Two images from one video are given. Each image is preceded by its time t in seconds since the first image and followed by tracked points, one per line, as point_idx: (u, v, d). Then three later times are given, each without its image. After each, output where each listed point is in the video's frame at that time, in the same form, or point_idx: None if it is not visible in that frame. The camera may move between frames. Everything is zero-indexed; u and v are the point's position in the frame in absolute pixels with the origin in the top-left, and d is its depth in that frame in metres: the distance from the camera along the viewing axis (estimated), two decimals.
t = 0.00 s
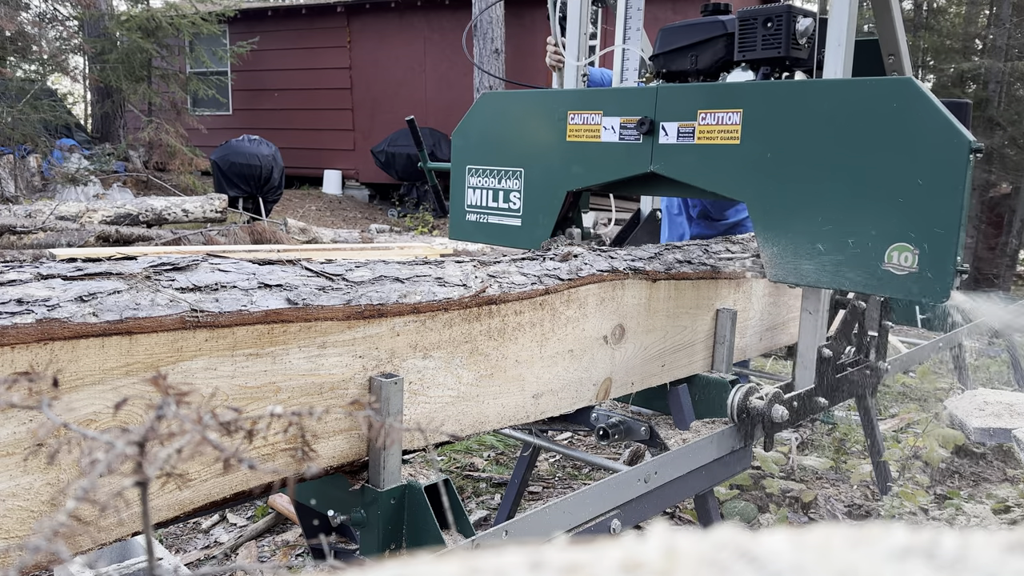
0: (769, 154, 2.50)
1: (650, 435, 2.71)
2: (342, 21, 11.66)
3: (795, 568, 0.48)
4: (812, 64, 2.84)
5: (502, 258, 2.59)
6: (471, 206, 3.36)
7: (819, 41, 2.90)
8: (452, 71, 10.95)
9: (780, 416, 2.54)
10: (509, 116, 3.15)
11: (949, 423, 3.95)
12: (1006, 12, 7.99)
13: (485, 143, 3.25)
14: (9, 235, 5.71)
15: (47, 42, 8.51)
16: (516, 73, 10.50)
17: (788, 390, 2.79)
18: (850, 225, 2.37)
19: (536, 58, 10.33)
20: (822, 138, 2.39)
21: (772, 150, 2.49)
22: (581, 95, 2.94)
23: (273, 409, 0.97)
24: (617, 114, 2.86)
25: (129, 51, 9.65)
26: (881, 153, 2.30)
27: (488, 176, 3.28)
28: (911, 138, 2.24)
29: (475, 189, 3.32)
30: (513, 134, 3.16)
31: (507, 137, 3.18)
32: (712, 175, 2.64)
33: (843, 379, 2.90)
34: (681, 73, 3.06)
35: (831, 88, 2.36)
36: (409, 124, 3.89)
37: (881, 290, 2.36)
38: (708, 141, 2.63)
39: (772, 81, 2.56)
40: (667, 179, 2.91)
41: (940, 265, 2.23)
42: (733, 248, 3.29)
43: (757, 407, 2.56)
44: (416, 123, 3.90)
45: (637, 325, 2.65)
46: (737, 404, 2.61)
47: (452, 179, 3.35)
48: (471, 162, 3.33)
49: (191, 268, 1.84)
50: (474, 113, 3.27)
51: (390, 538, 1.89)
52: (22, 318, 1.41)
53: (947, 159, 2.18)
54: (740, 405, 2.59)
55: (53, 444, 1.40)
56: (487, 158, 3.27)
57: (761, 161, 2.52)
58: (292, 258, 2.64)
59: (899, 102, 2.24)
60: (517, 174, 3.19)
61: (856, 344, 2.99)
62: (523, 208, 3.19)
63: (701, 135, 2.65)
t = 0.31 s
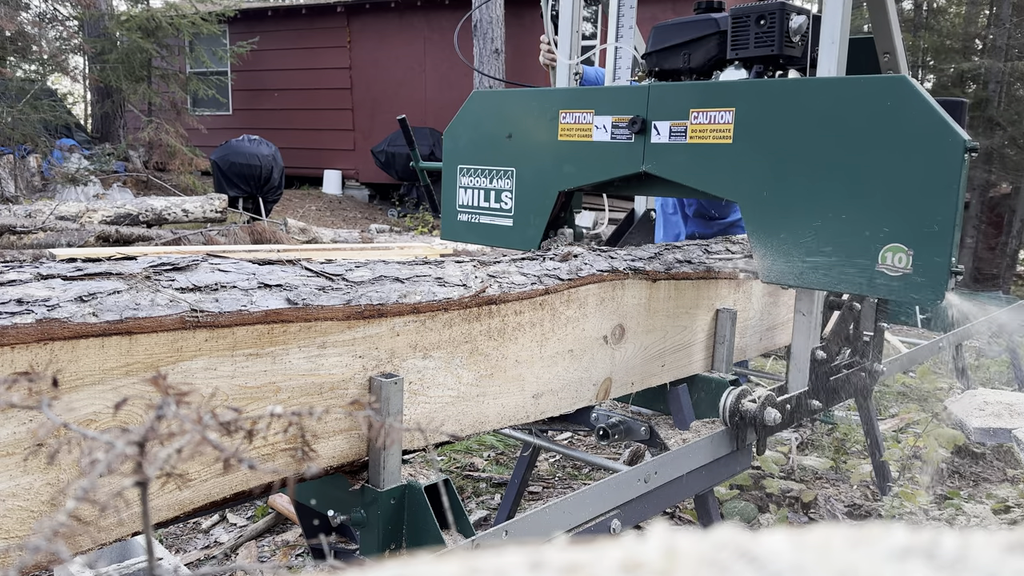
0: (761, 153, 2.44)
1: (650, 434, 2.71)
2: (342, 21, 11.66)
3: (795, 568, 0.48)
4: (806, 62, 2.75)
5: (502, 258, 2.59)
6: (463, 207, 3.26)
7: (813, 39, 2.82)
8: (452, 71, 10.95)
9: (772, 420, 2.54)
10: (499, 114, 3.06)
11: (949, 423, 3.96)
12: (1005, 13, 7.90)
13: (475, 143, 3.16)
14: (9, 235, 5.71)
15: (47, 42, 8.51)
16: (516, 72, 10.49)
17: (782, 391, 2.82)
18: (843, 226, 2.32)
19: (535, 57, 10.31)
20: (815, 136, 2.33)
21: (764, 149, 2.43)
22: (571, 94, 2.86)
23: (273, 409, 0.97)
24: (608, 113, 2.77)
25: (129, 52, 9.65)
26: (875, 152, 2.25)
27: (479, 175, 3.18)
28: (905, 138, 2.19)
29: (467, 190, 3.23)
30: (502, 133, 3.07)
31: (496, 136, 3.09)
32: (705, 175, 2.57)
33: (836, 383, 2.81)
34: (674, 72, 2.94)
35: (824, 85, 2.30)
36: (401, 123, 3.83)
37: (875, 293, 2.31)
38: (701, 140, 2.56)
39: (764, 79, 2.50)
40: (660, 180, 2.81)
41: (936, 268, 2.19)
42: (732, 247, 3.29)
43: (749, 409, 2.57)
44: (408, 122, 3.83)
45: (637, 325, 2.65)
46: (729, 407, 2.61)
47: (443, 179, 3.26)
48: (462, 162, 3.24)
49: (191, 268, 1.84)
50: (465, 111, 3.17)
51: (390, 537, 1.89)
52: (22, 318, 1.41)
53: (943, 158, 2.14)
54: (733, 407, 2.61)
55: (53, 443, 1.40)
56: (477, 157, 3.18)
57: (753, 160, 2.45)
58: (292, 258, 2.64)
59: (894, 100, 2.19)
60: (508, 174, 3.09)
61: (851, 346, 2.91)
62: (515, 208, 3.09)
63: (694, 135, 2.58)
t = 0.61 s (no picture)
0: (752, 153, 2.38)
1: (650, 434, 2.71)
2: (342, 21, 11.66)
3: (795, 568, 0.48)
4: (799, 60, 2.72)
5: (502, 258, 2.59)
6: (453, 207, 3.17)
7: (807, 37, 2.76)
8: (452, 70, 10.94)
9: (766, 423, 2.48)
10: (489, 113, 2.99)
11: (950, 422, 3.96)
12: (1005, 12, 7.85)
13: (465, 142, 3.08)
14: (9, 234, 5.71)
15: (47, 42, 8.51)
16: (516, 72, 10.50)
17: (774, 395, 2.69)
18: (837, 227, 2.26)
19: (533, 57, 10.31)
20: (808, 135, 2.27)
21: (756, 149, 2.37)
22: (562, 92, 2.79)
23: (273, 410, 0.97)
24: (600, 112, 2.70)
25: (129, 52, 9.65)
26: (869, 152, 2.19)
27: (470, 175, 3.09)
28: (898, 137, 2.13)
29: (457, 190, 3.14)
30: (492, 131, 2.99)
31: (486, 135, 3.01)
32: (696, 175, 2.51)
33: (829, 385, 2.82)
34: (667, 71, 2.91)
35: (816, 83, 2.24)
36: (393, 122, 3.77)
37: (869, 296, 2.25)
38: (694, 140, 2.50)
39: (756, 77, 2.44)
40: (653, 179, 2.73)
41: (931, 270, 2.13)
42: (732, 247, 3.30)
43: (741, 412, 2.51)
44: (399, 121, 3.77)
45: (637, 325, 2.65)
46: (721, 410, 2.55)
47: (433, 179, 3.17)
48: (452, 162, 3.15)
49: (191, 268, 1.84)
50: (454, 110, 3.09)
51: (390, 538, 1.88)
52: (22, 318, 1.41)
53: (938, 158, 2.08)
54: (725, 411, 2.54)
55: (53, 444, 1.40)
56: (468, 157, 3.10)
57: (744, 160, 2.39)
58: (292, 257, 2.64)
59: (887, 99, 2.13)
60: (499, 173, 3.01)
61: (846, 348, 2.94)
62: (506, 208, 3.00)
63: (686, 134, 2.52)
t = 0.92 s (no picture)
0: (744, 152, 2.34)
1: (650, 435, 2.69)
2: (342, 21, 11.66)
3: (795, 568, 0.48)
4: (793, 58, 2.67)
5: (502, 258, 2.59)
6: (445, 206, 3.17)
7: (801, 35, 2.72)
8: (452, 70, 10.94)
9: (757, 427, 2.41)
10: (480, 112, 2.97)
11: (949, 423, 3.96)
12: (1006, 12, 7.88)
13: (457, 141, 3.08)
14: (9, 235, 5.71)
15: (47, 42, 8.51)
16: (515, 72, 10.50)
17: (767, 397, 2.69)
18: (829, 227, 2.22)
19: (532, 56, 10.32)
20: (800, 133, 2.24)
21: (748, 148, 2.34)
22: (553, 91, 2.77)
23: (273, 409, 0.97)
24: (591, 111, 2.68)
25: (129, 52, 9.65)
26: (862, 151, 2.15)
27: (461, 174, 3.09)
28: (892, 135, 2.09)
29: (449, 189, 3.14)
30: (482, 130, 2.98)
31: (477, 133, 3.00)
32: (688, 175, 2.48)
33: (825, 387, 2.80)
34: (659, 69, 2.88)
35: (809, 81, 2.21)
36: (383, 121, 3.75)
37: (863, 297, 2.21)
38: (685, 139, 2.46)
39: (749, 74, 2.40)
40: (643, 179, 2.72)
41: (924, 271, 2.09)
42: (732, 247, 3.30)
43: (732, 416, 2.45)
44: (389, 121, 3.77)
45: (637, 325, 2.65)
46: (712, 413, 2.48)
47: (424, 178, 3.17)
48: (443, 161, 3.15)
49: (191, 268, 1.84)
50: (446, 109, 3.09)
51: (390, 537, 1.89)
52: (22, 318, 1.41)
53: (931, 157, 2.04)
54: (716, 414, 2.47)
55: (53, 444, 1.40)
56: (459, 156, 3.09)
57: (736, 160, 2.36)
58: (292, 258, 2.65)
59: (880, 97, 2.10)
60: (490, 173, 3.00)
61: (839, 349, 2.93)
62: (497, 208, 3.00)
63: (677, 133, 2.48)
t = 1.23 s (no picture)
0: (738, 152, 2.33)
1: (651, 435, 2.68)
2: (342, 21, 11.66)
3: (794, 568, 0.48)
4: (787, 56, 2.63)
5: (502, 258, 2.59)
6: (435, 206, 3.16)
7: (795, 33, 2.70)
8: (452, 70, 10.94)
9: (749, 430, 2.40)
10: (471, 112, 2.96)
11: (949, 423, 3.96)
12: (1006, 12, 7.92)
13: (448, 141, 3.06)
14: (9, 235, 5.71)
15: (47, 42, 8.51)
16: (515, 71, 10.51)
17: (761, 401, 2.71)
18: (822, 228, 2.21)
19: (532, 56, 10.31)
20: (794, 133, 2.22)
21: (741, 148, 2.32)
22: (545, 89, 2.75)
23: (273, 409, 0.97)
24: (582, 110, 2.66)
25: (129, 52, 9.65)
26: (856, 151, 2.13)
27: (452, 174, 3.08)
28: (886, 135, 2.08)
29: (440, 189, 3.13)
30: (473, 128, 2.97)
31: (468, 132, 2.99)
32: (680, 175, 2.46)
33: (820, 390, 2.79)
34: (651, 68, 2.84)
35: (803, 80, 2.19)
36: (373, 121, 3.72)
37: (856, 298, 2.19)
38: (676, 138, 2.45)
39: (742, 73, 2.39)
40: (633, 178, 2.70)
41: (918, 272, 2.07)
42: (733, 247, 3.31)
43: (723, 419, 2.43)
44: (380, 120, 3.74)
45: (637, 326, 2.65)
46: (703, 415, 2.45)
47: (415, 178, 3.16)
48: (434, 160, 3.14)
49: (191, 268, 1.84)
50: (437, 108, 3.07)
51: (390, 538, 1.89)
52: (22, 318, 1.41)
53: (926, 157, 2.02)
54: (707, 417, 2.44)
55: (53, 443, 1.40)
56: (450, 155, 3.08)
57: (729, 160, 2.35)
58: (292, 258, 2.64)
59: (874, 95, 2.09)
60: (481, 172, 2.99)
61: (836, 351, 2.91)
62: (488, 208, 2.98)
63: (669, 132, 2.47)
